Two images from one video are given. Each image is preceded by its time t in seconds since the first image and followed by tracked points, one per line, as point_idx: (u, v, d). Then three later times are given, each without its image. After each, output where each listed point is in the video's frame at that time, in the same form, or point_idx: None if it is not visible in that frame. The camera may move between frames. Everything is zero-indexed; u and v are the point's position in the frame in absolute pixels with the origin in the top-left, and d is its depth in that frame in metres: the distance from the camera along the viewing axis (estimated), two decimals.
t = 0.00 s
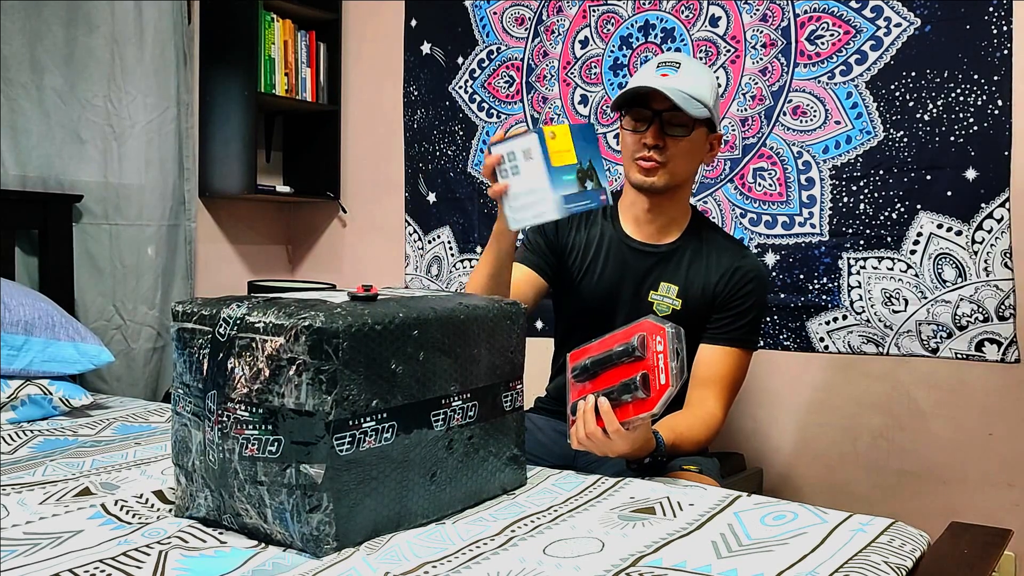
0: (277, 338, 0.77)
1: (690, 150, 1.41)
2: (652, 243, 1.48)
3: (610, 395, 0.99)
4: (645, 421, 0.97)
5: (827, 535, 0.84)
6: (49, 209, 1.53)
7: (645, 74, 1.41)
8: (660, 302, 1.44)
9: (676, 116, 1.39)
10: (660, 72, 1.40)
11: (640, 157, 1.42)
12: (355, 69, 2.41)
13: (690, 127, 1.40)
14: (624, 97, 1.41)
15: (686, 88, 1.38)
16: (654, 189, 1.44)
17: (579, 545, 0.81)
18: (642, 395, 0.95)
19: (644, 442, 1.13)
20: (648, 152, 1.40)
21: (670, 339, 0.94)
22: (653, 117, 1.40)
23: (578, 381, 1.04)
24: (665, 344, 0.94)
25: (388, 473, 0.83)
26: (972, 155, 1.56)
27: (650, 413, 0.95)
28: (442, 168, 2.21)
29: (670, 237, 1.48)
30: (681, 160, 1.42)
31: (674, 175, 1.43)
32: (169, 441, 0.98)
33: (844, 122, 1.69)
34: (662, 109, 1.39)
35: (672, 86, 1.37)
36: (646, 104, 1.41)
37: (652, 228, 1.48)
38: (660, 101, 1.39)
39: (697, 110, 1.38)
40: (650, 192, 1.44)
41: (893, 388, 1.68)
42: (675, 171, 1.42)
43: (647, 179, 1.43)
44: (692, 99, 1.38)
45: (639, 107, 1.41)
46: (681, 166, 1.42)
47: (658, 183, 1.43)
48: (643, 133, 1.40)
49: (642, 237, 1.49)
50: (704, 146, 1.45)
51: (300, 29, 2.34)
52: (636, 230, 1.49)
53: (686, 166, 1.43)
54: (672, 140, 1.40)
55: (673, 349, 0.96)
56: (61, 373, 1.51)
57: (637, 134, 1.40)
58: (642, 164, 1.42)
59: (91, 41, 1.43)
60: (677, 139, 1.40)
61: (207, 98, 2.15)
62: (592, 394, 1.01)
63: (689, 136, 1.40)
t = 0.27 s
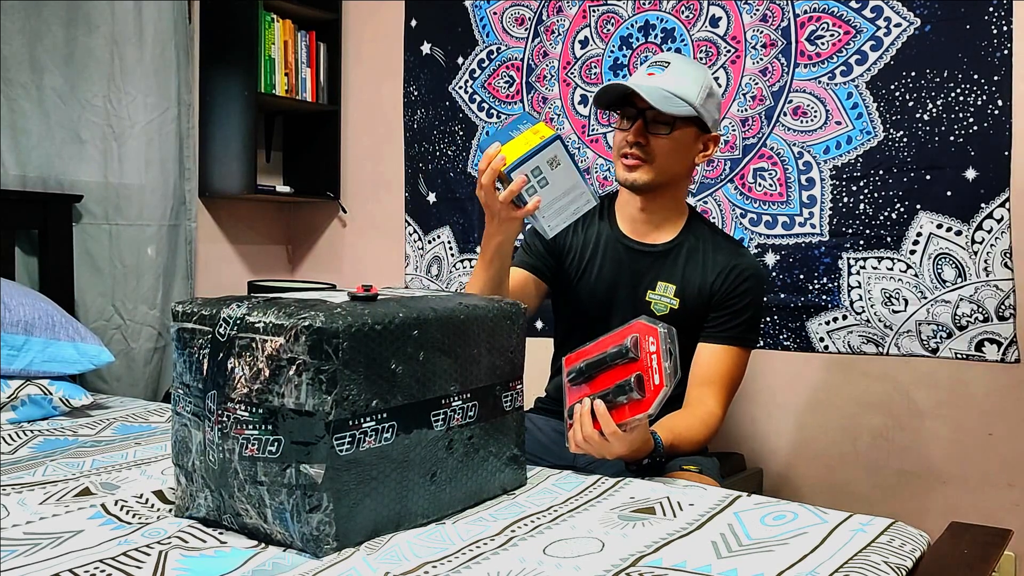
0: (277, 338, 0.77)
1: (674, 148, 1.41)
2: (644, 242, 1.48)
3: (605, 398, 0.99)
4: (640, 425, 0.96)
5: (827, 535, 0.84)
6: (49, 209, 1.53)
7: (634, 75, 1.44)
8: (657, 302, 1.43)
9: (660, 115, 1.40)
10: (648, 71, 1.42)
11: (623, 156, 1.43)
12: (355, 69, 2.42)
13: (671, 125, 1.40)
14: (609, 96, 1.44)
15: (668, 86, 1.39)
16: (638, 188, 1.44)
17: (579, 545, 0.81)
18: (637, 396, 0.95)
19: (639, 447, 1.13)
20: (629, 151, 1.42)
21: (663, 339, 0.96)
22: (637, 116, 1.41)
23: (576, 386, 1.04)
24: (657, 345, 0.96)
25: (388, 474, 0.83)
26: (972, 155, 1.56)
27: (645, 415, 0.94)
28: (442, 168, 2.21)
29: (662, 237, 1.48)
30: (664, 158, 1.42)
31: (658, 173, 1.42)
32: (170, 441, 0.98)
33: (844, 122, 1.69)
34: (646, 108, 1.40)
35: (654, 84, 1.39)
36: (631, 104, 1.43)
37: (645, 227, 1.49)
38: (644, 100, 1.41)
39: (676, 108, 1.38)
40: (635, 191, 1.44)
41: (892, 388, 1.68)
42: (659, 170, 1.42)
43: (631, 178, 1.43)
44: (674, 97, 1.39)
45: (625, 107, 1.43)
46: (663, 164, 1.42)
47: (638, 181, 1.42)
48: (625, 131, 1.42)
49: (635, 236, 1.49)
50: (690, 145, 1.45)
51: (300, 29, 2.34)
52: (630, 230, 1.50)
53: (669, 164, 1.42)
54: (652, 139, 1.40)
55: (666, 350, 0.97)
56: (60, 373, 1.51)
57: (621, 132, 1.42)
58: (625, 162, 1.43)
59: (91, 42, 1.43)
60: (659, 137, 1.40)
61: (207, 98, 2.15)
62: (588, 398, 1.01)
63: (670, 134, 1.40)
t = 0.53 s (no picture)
0: (277, 338, 0.77)
1: (678, 147, 1.41)
2: (643, 243, 1.48)
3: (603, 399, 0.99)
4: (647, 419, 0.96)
5: (827, 535, 0.84)
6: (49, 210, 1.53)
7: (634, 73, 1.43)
8: (655, 302, 1.44)
9: (664, 114, 1.39)
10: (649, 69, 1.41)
11: (627, 154, 1.42)
12: (355, 69, 2.42)
13: (675, 125, 1.40)
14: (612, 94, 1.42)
15: (673, 85, 1.39)
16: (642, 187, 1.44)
17: (579, 545, 0.81)
18: (647, 389, 0.95)
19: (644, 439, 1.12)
20: (633, 150, 1.41)
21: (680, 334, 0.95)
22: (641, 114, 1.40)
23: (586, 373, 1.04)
24: (672, 338, 0.95)
25: (388, 474, 0.83)
26: (972, 155, 1.56)
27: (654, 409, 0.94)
28: (442, 168, 2.21)
29: (662, 237, 1.48)
30: (668, 157, 1.42)
31: (661, 172, 1.42)
32: (170, 441, 0.98)
33: (845, 122, 1.69)
34: (650, 106, 1.39)
35: (659, 84, 1.39)
36: (634, 102, 1.42)
37: (644, 228, 1.49)
38: (648, 99, 1.40)
39: (682, 107, 1.38)
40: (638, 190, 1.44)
41: (892, 389, 1.68)
42: (663, 169, 1.42)
43: (634, 175, 1.43)
44: (679, 96, 1.39)
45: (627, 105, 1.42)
46: (667, 163, 1.42)
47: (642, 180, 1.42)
48: (628, 130, 1.41)
49: (634, 237, 1.49)
50: (693, 144, 1.45)
51: (300, 29, 2.34)
52: (628, 230, 1.50)
53: (672, 164, 1.42)
54: (657, 138, 1.40)
55: (682, 346, 0.96)
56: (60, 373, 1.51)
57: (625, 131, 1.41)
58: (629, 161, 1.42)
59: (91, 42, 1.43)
60: (663, 136, 1.40)
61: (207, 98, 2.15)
62: (597, 385, 1.01)
63: (675, 134, 1.40)
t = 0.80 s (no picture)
0: (277, 338, 0.77)
1: (684, 145, 1.45)
2: (643, 242, 1.48)
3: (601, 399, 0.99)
4: (756, 308, 1.16)
5: (827, 535, 0.84)
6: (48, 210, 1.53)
7: (637, 70, 1.45)
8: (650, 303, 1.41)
9: (671, 111, 1.43)
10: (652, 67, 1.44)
11: (634, 150, 1.43)
12: (355, 69, 2.42)
13: (685, 122, 1.43)
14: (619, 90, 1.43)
15: (680, 84, 1.43)
16: (647, 184, 1.44)
17: (579, 545, 0.81)
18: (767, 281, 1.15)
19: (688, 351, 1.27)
20: (643, 145, 1.42)
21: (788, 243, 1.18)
22: (649, 111, 1.42)
23: (671, 278, 1.23)
24: (784, 246, 1.18)
25: (388, 474, 0.83)
26: (972, 154, 1.56)
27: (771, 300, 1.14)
28: (442, 168, 2.21)
29: (660, 236, 1.50)
30: (676, 154, 1.44)
31: (668, 170, 1.44)
32: (170, 440, 0.98)
33: (845, 122, 1.69)
34: (657, 104, 1.42)
35: (668, 81, 1.42)
36: (640, 98, 1.43)
37: (642, 227, 1.49)
38: (656, 96, 1.43)
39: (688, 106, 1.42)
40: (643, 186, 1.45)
41: (892, 389, 1.69)
42: (668, 167, 1.44)
43: (642, 172, 1.43)
44: (685, 95, 1.43)
45: (633, 101, 1.43)
46: (674, 161, 1.44)
47: (650, 176, 1.43)
48: (638, 126, 1.42)
49: (633, 236, 1.49)
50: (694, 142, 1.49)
51: (300, 29, 2.37)
52: (626, 229, 1.49)
53: (680, 160, 1.45)
54: (668, 134, 1.42)
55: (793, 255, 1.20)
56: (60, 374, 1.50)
57: (633, 127, 1.42)
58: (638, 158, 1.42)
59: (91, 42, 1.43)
60: (672, 133, 1.43)
61: (207, 98, 2.15)
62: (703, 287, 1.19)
63: (684, 131, 1.43)
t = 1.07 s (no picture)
0: (277, 338, 0.77)
1: (676, 144, 1.46)
2: (640, 242, 1.49)
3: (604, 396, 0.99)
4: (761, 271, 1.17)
5: (827, 535, 0.84)
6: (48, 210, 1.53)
7: (623, 73, 1.44)
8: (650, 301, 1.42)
9: (662, 111, 1.43)
10: (638, 68, 1.43)
11: (627, 154, 1.45)
12: (355, 69, 2.42)
13: (676, 121, 1.44)
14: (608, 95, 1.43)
15: (670, 83, 1.42)
16: (643, 186, 1.46)
17: (579, 545, 0.81)
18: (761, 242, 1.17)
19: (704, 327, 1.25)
20: (635, 150, 1.44)
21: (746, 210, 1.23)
22: (640, 114, 1.43)
23: (673, 271, 1.14)
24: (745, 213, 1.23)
25: (388, 474, 0.83)
26: (972, 155, 1.56)
27: (771, 256, 1.17)
28: (442, 168, 2.21)
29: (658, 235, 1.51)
30: (669, 154, 1.46)
31: (662, 170, 1.46)
32: (170, 441, 0.98)
33: (844, 122, 1.69)
34: (647, 105, 1.42)
35: (656, 83, 1.41)
36: (629, 101, 1.43)
37: (638, 226, 1.50)
38: (645, 98, 1.43)
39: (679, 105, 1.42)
40: (639, 188, 1.46)
41: (892, 389, 1.69)
42: (663, 167, 1.45)
43: (636, 175, 1.45)
44: (676, 94, 1.42)
45: (623, 105, 1.43)
46: (668, 160, 1.46)
47: (645, 179, 1.45)
48: (629, 130, 1.43)
49: (630, 237, 1.50)
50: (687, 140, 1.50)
51: (300, 29, 2.34)
52: (623, 231, 1.51)
53: (673, 159, 1.46)
54: (659, 135, 1.44)
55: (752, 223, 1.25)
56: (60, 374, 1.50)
57: (625, 130, 1.43)
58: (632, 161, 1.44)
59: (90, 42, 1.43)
60: (664, 133, 1.44)
61: (207, 98, 2.15)
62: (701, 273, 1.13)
63: (675, 130, 1.44)
